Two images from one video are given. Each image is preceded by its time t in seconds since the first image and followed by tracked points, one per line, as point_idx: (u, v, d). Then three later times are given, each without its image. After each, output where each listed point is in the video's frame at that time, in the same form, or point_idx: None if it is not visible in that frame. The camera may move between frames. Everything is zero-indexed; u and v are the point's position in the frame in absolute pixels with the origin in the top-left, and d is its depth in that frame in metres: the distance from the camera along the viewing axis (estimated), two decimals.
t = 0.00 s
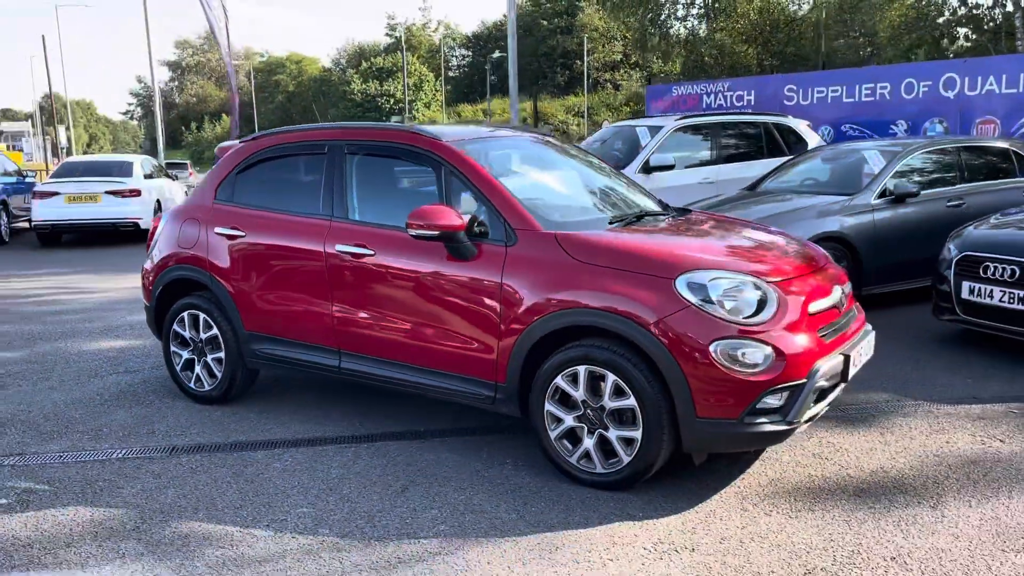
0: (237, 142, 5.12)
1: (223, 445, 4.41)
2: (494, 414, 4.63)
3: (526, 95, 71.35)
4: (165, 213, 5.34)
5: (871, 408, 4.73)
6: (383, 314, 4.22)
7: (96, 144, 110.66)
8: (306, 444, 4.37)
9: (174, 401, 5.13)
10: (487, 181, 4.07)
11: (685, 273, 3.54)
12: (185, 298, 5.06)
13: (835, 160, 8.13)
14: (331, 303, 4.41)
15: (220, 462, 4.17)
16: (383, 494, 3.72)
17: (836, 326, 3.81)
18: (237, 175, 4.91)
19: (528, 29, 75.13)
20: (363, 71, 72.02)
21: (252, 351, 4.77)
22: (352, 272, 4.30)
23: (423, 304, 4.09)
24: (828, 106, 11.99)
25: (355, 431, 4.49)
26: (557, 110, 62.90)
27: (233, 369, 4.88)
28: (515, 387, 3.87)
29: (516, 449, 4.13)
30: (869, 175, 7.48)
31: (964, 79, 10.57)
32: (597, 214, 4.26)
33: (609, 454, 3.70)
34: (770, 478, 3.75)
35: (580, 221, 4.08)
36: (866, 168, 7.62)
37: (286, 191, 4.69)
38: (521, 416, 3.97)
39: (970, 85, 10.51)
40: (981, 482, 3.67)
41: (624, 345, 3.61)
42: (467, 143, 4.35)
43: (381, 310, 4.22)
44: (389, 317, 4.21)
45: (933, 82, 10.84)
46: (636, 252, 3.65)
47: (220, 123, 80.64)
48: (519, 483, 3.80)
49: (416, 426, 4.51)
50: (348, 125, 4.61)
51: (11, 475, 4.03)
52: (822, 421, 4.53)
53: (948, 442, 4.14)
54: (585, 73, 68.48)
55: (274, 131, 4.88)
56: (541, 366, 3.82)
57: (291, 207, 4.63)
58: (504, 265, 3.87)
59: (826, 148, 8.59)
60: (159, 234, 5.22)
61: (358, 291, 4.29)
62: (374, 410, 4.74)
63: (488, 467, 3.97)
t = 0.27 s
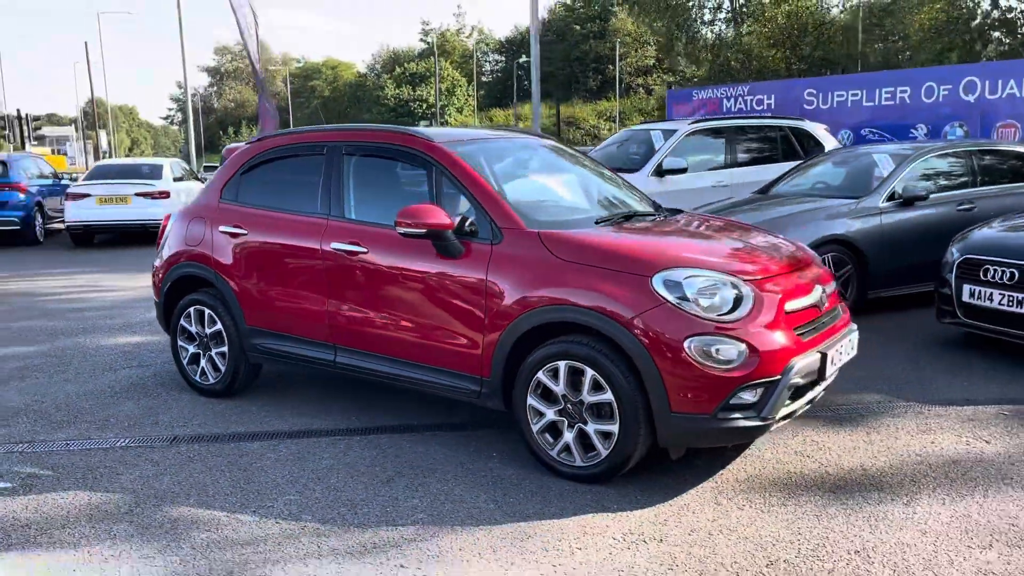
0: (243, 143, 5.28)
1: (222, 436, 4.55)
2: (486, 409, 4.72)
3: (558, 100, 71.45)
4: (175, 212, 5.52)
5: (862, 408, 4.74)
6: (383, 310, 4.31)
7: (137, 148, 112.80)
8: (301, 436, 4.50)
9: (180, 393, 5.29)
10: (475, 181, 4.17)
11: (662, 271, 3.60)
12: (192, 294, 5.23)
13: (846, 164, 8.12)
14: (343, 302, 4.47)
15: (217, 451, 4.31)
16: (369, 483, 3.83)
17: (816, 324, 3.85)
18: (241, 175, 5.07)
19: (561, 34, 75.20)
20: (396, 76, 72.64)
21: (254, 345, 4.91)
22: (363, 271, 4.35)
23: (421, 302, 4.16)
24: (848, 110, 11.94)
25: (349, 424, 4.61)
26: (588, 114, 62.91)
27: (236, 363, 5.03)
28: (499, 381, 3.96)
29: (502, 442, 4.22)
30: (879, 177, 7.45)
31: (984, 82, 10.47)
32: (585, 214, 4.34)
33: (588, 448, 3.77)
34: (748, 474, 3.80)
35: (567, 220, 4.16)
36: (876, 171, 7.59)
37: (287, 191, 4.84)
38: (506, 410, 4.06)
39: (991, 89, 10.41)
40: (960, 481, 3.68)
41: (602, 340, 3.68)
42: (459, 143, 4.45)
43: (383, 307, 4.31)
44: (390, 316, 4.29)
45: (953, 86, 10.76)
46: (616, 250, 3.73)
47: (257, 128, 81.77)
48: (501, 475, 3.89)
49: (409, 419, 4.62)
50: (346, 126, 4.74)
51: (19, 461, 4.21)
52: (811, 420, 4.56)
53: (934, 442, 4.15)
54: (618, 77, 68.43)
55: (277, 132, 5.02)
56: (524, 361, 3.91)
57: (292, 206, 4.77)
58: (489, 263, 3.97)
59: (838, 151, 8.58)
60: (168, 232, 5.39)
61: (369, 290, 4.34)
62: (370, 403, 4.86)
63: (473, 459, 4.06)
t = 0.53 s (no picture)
0: (247, 148, 5.44)
1: (218, 432, 4.69)
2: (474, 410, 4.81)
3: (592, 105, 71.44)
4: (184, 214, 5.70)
5: (849, 413, 4.76)
6: (375, 312, 4.41)
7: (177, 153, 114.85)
8: (293, 432, 4.63)
9: (184, 391, 5.46)
10: (461, 186, 4.26)
11: (635, 275, 3.67)
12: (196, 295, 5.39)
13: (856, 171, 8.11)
14: (344, 306, 4.55)
15: (210, 446, 4.46)
16: (350, 478, 3.95)
17: (791, 329, 3.89)
18: (244, 179, 5.23)
19: (596, 40, 75.21)
20: (431, 82, 73.17)
21: (252, 345, 5.06)
22: (370, 276, 4.40)
23: (412, 304, 4.24)
24: (868, 116, 11.87)
25: (341, 422, 4.73)
26: (622, 120, 62.82)
27: (237, 362, 5.18)
28: (480, 381, 4.05)
29: (485, 441, 4.31)
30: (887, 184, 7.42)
31: (1005, 88, 10.34)
32: (569, 219, 4.42)
33: (563, 447, 3.85)
34: (722, 475, 3.85)
35: (550, 224, 4.24)
36: (885, 178, 7.56)
37: (286, 195, 4.98)
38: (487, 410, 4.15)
39: (1012, 95, 10.27)
40: (932, 486, 3.70)
41: (576, 342, 3.76)
42: (449, 149, 4.55)
43: (383, 312, 4.37)
44: (382, 318, 4.38)
45: (975, 92, 10.64)
46: (592, 254, 3.80)
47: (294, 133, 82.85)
48: (479, 473, 3.97)
49: (398, 418, 4.73)
50: (343, 132, 4.87)
51: (23, 452, 4.40)
52: (795, 424, 4.58)
53: (913, 448, 4.16)
54: (652, 83, 68.26)
55: (279, 138, 5.17)
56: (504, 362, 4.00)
57: (289, 210, 4.92)
58: (471, 266, 4.06)
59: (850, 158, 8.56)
60: (176, 234, 5.58)
61: (377, 297, 4.38)
62: (363, 403, 4.98)
63: (454, 457, 4.16)
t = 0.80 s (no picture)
0: (255, 156, 5.59)
1: (219, 432, 4.83)
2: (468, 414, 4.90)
3: (626, 111, 71.28)
4: (195, 221, 5.87)
5: (842, 423, 4.77)
6: (372, 318, 4.51)
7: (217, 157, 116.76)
8: (292, 433, 4.75)
9: (192, 391, 5.62)
10: (453, 195, 4.36)
11: (616, 284, 3.74)
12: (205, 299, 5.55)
13: (871, 180, 8.07)
14: (341, 312, 4.67)
15: (210, 446, 4.60)
16: (339, 479, 4.05)
17: (775, 339, 3.92)
18: (251, 187, 5.38)
19: (631, 46, 75.12)
20: (466, 87, 73.50)
21: (256, 348, 5.20)
22: (379, 285, 4.45)
23: (408, 311, 4.33)
24: (891, 124, 11.77)
25: (339, 423, 4.85)
26: (655, 126, 62.58)
27: (242, 364, 5.33)
28: (468, 387, 4.14)
29: (474, 445, 4.39)
30: (900, 193, 7.37)
31: None
32: (561, 227, 4.49)
33: (547, 453, 3.92)
34: (703, 482, 3.90)
35: (540, 233, 4.32)
36: (898, 187, 7.51)
37: (289, 203, 5.11)
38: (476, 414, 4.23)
39: None
40: (912, 497, 3.71)
41: (559, 349, 3.83)
42: (444, 158, 4.65)
43: (382, 319, 4.46)
44: (379, 323, 4.48)
45: (998, 100, 10.48)
46: (576, 263, 3.88)
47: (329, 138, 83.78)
48: (465, 475, 4.06)
49: (394, 420, 4.83)
50: (344, 141, 4.99)
51: (32, 449, 4.57)
52: (785, 433, 4.60)
53: (900, 459, 4.17)
54: (686, 89, 67.93)
55: (284, 147, 5.31)
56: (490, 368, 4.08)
57: (292, 217, 5.05)
58: (460, 274, 4.16)
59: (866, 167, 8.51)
60: (188, 240, 5.74)
61: (387, 307, 4.42)
62: (361, 405, 5.10)
63: (443, 459, 4.24)
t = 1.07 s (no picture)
0: (262, 159, 5.76)
1: (219, 425, 4.99)
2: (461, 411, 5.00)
3: (662, 115, 70.99)
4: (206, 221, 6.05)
5: (830, 425, 4.79)
6: (365, 315, 4.64)
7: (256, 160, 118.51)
8: (288, 427, 4.89)
9: (200, 386, 5.80)
10: (443, 197, 4.47)
11: (593, 283, 3.82)
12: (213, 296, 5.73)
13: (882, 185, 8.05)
14: (337, 309, 4.80)
15: (209, 437, 4.75)
16: (327, 470, 4.18)
17: (753, 339, 3.97)
18: (257, 188, 5.55)
19: (667, 50, 74.95)
20: (501, 91, 73.75)
21: (259, 344, 5.36)
22: (372, 283, 4.57)
23: (398, 309, 4.45)
24: (913, 128, 11.66)
25: (335, 418, 4.98)
26: (691, 130, 62.24)
27: (247, 359, 5.49)
28: (453, 383, 4.24)
29: (461, 440, 4.49)
30: (910, 198, 7.33)
31: None
32: (547, 226, 4.59)
33: (527, 448, 4.01)
34: (679, 479, 3.96)
35: (526, 233, 4.41)
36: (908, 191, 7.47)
37: (291, 204, 5.27)
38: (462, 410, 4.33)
39: None
40: (886, 497, 3.74)
41: (538, 347, 3.92)
42: (437, 161, 4.76)
43: (376, 316, 4.58)
44: (372, 320, 4.60)
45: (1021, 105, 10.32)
46: (556, 263, 3.97)
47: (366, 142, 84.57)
48: (448, 469, 4.16)
49: (388, 416, 4.95)
50: (343, 144, 5.13)
51: (40, 437, 4.76)
52: (772, 434, 4.64)
53: (881, 461, 4.20)
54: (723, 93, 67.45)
55: (288, 149, 5.47)
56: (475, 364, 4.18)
57: (294, 218, 5.20)
58: (447, 273, 4.27)
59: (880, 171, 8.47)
60: (198, 239, 5.93)
61: (383, 306, 4.53)
62: (359, 401, 5.23)
63: (430, 452, 4.35)
